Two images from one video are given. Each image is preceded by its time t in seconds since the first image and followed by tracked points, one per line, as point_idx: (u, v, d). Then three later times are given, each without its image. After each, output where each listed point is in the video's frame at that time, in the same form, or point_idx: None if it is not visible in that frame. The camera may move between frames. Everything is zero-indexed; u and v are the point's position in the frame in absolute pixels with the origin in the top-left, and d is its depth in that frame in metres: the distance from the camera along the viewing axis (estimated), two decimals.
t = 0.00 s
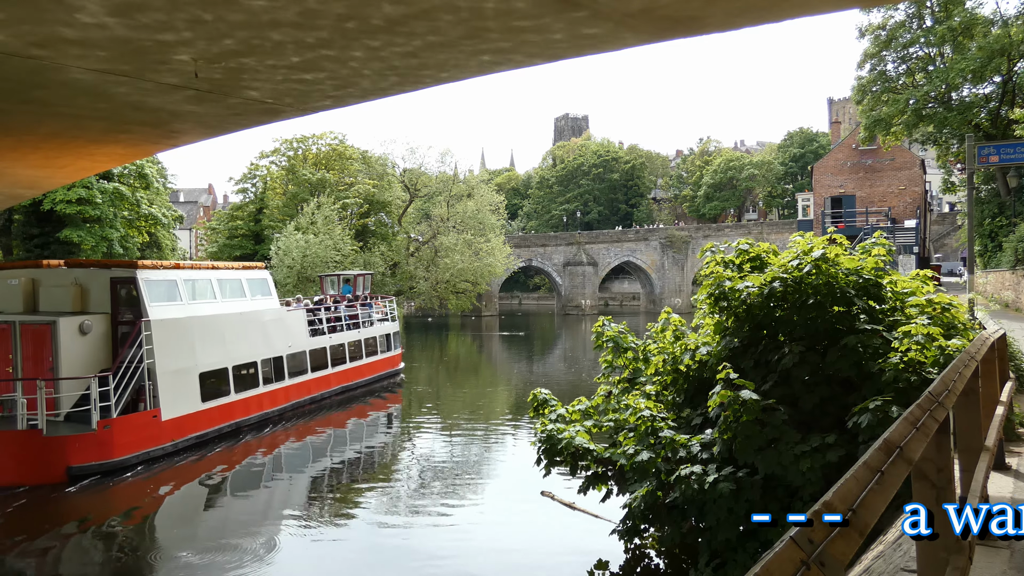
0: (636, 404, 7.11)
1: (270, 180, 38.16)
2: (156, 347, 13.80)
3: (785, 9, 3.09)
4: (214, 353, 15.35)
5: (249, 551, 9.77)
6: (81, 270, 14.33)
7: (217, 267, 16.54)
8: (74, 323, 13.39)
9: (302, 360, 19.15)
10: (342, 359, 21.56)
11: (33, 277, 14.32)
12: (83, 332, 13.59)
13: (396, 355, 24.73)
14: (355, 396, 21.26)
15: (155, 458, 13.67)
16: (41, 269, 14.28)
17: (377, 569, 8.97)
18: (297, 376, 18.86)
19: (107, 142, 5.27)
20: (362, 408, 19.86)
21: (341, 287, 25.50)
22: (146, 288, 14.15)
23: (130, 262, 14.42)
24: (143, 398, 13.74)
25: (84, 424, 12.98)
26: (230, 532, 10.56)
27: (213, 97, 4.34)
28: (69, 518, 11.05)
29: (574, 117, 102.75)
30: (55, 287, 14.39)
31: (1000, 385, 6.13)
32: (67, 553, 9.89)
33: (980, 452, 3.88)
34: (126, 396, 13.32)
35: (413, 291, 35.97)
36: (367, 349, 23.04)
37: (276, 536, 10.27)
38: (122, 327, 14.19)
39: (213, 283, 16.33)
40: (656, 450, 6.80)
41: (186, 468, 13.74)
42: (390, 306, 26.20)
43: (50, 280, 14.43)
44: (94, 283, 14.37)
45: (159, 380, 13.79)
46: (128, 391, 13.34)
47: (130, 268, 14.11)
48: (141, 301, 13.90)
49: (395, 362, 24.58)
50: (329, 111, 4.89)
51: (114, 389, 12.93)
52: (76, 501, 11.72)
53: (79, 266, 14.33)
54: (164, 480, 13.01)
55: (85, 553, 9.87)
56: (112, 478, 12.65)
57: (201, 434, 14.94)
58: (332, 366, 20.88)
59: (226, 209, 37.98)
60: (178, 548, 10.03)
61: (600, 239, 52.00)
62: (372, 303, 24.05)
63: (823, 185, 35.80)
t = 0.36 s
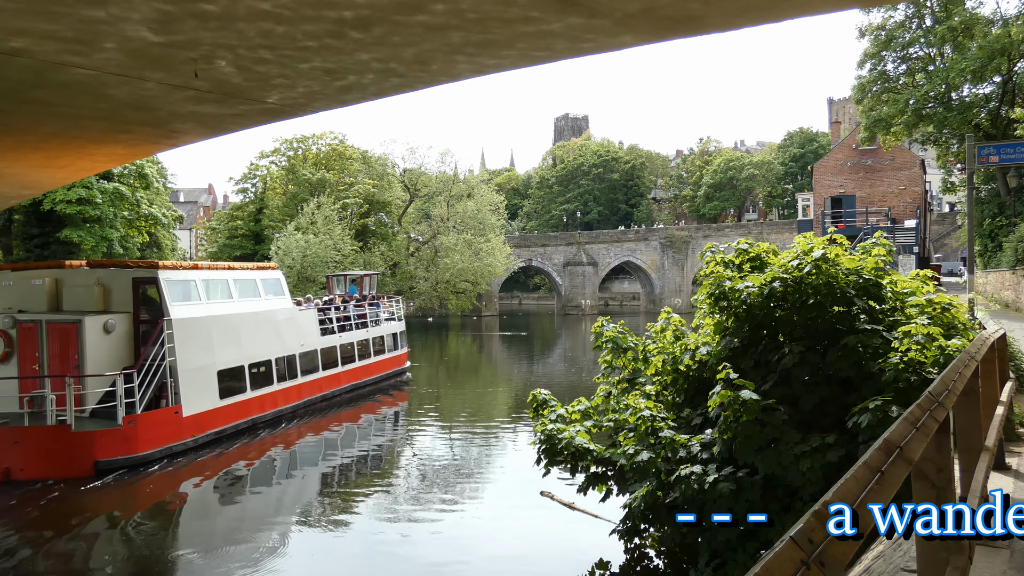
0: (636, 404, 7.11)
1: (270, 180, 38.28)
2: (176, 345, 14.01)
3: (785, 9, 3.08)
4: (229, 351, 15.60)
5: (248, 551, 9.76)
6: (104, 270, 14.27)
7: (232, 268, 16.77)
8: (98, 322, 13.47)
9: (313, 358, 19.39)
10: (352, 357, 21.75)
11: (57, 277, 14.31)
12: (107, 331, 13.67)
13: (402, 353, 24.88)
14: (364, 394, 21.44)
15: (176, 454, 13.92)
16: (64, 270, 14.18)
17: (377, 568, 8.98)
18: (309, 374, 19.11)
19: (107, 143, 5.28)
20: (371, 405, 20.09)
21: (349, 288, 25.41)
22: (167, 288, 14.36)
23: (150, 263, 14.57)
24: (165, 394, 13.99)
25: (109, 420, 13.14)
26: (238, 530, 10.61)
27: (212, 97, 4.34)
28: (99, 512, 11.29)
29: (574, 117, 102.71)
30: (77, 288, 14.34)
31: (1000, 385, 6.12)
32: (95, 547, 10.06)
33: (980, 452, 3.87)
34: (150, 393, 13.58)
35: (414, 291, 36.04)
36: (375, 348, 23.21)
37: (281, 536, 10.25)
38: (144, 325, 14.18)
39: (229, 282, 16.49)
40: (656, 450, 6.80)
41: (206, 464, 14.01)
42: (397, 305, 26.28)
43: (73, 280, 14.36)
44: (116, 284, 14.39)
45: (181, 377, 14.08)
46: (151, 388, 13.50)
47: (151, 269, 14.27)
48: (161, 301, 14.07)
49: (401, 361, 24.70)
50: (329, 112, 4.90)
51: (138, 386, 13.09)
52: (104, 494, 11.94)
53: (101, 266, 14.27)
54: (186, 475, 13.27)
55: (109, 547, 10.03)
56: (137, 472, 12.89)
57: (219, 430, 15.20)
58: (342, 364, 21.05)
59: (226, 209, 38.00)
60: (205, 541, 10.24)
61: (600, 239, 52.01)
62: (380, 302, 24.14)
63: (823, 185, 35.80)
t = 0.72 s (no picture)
0: (636, 405, 7.11)
1: (270, 180, 37.99)
2: (195, 343, 14.28)
3: (784, 9, 3.08)
4: (244, 350, 15.83)
5: (254, 549, 9.76)
6: (124, 271, 14.46)
7: (246, 269, 16.99)
8: (119, 321, 13.52)
9: (324, 356, 19.53)
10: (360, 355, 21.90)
11: (77, 277, 14.50)
12: (128, 330, 13.74)
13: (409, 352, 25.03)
14: (373, 392, 21.60)
15: (195, 449, 14.18)
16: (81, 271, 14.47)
17: (378, 568, 8.98)
18: (320, 372, 19.33)
19: (107, 143, 5.27)
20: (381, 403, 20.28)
21: (354, 287, 25.48)
22: (186, 288, 14.58)
23: (168, 263, 14.77)
24: (183, 391, 14.21)
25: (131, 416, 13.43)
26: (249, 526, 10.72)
27: (211, 97, 4.34)
28: (126, 501, 11.54)
29: (573, 117, 102.62)
30: (97, 288, 14.51)
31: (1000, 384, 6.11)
32: (118, 536, 10.26)
33: (980, 451, 3.88)
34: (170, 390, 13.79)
35: (414, 291, 36.17)
36: (382, 347, 23.33)
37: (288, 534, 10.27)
38: (163, 323, 14.38)
39: (244, 283, 16.69)
40: (656, 450, 6.81)
41: (226, 458, 14.26)
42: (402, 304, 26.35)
43: (92, 281, 14.56)
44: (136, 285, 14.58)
45: (199, 375, 14.32)
46: (171, 385, 13.76)
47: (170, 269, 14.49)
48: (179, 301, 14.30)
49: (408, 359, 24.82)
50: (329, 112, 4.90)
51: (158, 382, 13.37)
52: (130, 486, 12.21)
53: (121, 267, 14.48)
54: (207, 468, 13.53)
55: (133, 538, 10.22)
56: (159, 466, 13.17)
57: (236, 427, 15.45)
58: (352, 363, 21.23)
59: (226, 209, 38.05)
60: (226, 532, 10.43)
61: (600, 239, 52.02)
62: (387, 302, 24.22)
63: (823, 185, 35.80)
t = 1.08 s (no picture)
0: (636, 404, 7.11)
1: (270, 180, 38.54)
2: (214, 341, 14.54)
3: (784, 9, 3.09)
4: (259, 348, 16.07)
5: (252, 549, 9.75)
6: (145, 271, 14.78)
7: (262, 269, 17.22)
8: (141, 320, 13.94)
9: (335, 353, 19.78)
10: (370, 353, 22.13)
11: (97, 278, 14.68)
12: (149, 328, 14.20)
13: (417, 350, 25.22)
14: (382, 390, 21.82)
15: (214, 445, 14.42)
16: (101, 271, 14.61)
17: (378, 568, 8.99)
18: (332, 370, 19.56)
19: (107, 142, 5.27)
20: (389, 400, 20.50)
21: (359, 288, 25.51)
22: (204, 287, 14.82)
23: (187, 263, 15.04)
24: (203, 388, 14.47)
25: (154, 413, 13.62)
26: (256, 525, 10.75)
27: (211, 97, 4.34)
28: (158, 496, 11.79)
29: (573, 117, 102.64)
30: (119, 288, 14.75)
31: (1000, 384, 6.11)
32: (149, 531, 10.41)
33: (980, 451, 3.88)
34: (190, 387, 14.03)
35: (413, 291, 36.31)
36: (390, 346, 23.50)
37: (292, 533, 10.30)
38: (182, 323, 14.74)
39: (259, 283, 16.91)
40: (656, 450, 6.82)
41: (244, 453, 14.53)
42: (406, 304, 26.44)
43: (113, 281, 14.75)
44: (156, 285, 14.88)
45: (217, 373, 14.58)
46: (191, 382, 14.00)
47: (189, 269, 14.77)
48: (199, 301, 14.58)
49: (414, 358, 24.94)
50: (329, 112, 4.90)
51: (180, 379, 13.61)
52: (154, 481, 12.42)
53: (143, 268, 14.80)
54: (228, 463, 13.80)
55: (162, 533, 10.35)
56: (180, 462, 13.39)
57: (252, 423, 15.69)
58: (361, 361, 21.45)
59: (226, 209, 38.19)
60: (247, 527, 10.62)
61: (600, 239, 52.03)
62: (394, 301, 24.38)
63: (823, 185, 35.83)
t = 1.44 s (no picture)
0: (636, 405, 7.11)
1: (270, 180, 38.62)
2: (232, 339, 14.81)
3: (785, 9, 3.08)
4: (273, 347, 16.38)
5: (255, 548, 9.74)
6: (164, 271, 14.96)
7: (274, 269, 17.55)
8: (161, 320, 14.12)
9: (344, 352, 20.07)
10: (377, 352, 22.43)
11: (116, 278, 14.80)
12: (170, 327, 14.44)
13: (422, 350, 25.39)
14: (390, 388, 22.12)
15: (233, 440, 14.75)
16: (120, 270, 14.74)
17: (378, 568, 8.99)
18: (342, 368, 19.88)
19: (107, 142, 5.27)
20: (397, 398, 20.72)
21: (364, 288, 25.59)
22: (223, 287, 15.13)
23: (204, 263, 15.34)
24: (221, 385, 14.77)
25: (174, 410, 13.90)
26: (258, 524, 10.69)
27: (211, 97, 4.34)
28: (183, 489, 12.10)
29: (573, 117, 102.68)
30: (137, 288, 14.88)
31: (1000, 384, 6.11)
32: (172, 524, 10.60)
33: (980, 452, 3.88)
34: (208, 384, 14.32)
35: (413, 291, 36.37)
36: (395, 345, 23.73)
37: (300, 532, 10.32)
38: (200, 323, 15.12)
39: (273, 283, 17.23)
40: (656, 450, 6.83)
41: (263, 448, 14.86)
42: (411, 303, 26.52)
43: (131, 282, 14.90)
44: (173, 285, 15.10)
45: (234, 371, 14.87)
46: (210, 379, 14.27)
47: (207, 270, 15.08)
48: (217, 300, 14.88)
49: (417, 358, 25.08)
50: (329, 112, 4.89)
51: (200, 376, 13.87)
52: (177, 475, 12.71)
53: (161, 267, 14.97)
54: (248, 457, 14.13)
55: (186, 526, 10.53)
56: (201, 456, 13.69)
57: (269, 419, 16.03)
58: (369, 360, 21.76)
59: (226, 209, 38.35)
60: (263, 522, 10.81)
61: (600, 239, 52.03)
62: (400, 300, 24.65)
63: (823, 185, 35.84)
